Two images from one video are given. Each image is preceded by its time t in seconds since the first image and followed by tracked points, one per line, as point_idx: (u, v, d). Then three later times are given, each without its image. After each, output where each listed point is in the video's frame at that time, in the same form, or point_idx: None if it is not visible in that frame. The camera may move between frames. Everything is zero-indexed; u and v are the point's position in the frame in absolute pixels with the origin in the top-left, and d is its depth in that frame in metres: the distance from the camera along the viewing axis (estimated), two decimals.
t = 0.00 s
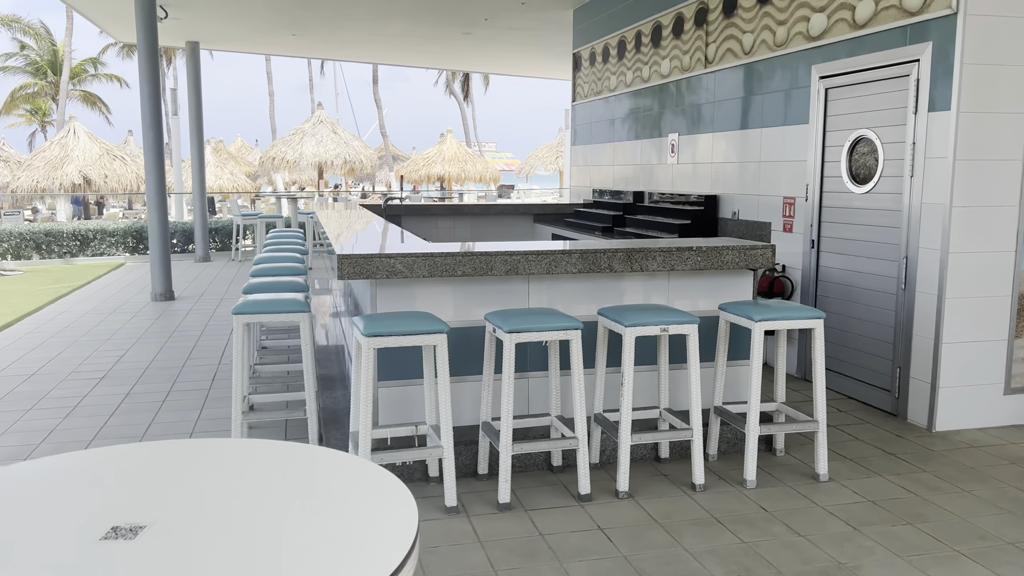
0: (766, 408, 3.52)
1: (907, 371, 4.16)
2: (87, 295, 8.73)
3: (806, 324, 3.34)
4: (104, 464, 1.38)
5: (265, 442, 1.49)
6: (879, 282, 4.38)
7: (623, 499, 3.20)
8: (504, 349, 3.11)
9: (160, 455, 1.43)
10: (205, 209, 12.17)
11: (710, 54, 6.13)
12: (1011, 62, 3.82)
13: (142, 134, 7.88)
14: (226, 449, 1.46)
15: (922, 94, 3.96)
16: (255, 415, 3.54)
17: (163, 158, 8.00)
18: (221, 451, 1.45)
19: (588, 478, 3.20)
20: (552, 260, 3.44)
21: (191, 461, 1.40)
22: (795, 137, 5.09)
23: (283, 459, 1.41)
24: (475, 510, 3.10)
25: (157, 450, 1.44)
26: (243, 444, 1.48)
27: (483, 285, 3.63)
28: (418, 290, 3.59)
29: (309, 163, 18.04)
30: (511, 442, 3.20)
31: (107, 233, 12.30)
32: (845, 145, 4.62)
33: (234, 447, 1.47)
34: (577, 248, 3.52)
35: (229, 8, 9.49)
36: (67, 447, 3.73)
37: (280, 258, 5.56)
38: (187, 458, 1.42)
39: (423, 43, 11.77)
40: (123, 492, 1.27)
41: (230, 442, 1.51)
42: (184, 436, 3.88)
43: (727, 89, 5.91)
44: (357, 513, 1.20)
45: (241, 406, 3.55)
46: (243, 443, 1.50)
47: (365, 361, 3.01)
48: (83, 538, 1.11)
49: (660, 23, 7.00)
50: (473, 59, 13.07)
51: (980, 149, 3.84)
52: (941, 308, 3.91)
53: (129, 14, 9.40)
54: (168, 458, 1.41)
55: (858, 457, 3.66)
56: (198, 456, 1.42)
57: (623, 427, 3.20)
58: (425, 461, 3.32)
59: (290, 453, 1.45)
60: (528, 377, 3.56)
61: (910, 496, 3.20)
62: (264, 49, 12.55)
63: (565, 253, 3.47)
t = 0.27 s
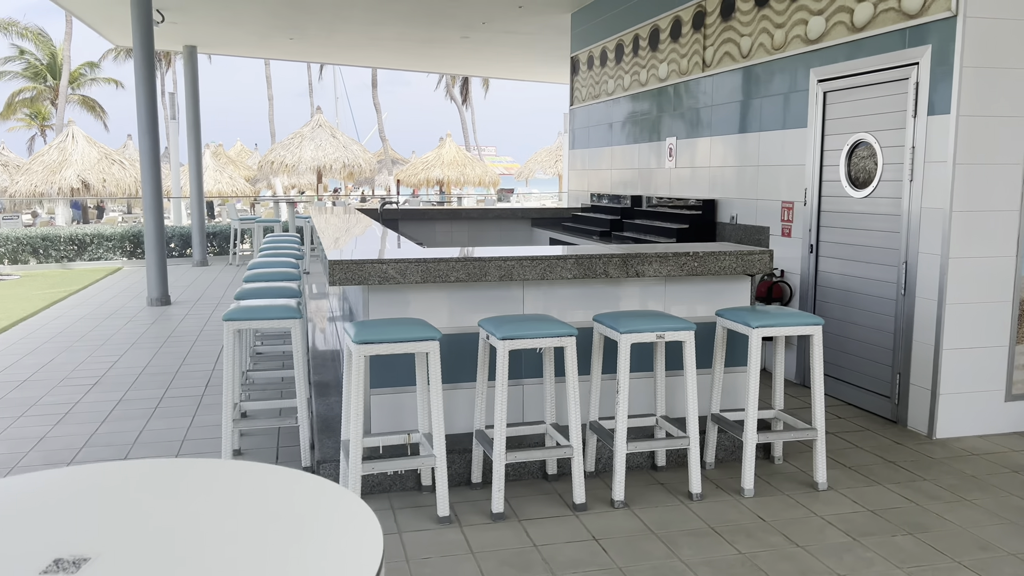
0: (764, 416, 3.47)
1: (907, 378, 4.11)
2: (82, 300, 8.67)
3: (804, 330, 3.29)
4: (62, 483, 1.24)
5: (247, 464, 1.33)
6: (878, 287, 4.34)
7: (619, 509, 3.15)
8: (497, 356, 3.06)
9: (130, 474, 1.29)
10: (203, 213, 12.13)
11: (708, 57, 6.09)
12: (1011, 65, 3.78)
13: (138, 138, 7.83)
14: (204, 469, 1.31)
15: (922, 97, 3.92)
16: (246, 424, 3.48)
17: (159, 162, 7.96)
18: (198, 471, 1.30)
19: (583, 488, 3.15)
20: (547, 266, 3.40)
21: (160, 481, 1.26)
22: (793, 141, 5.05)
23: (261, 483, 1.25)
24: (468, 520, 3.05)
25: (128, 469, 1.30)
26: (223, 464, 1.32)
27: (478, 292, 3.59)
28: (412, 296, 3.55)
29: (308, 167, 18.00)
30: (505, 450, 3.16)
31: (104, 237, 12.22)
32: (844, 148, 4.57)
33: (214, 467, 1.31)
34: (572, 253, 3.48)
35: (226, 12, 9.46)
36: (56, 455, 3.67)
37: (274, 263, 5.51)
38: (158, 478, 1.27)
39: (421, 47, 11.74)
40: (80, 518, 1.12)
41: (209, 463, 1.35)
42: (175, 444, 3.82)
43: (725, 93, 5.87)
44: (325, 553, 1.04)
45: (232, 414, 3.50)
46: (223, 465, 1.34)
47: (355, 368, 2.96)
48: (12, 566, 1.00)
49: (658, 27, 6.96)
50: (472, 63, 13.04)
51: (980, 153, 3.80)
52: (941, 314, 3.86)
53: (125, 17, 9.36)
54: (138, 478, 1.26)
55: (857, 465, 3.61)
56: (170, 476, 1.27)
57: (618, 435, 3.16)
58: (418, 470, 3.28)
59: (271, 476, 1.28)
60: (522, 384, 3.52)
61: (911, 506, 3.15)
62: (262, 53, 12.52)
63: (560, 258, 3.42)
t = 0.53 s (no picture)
0: (762, 421, 3.44)
1: (905, 382, 4.08)
2: (77, 304, 8.63)
3: (802, 334, 3.26)
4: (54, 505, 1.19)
5: (244, 484, 1.27)
6: (877, 289, 4.31)
7: (615, 516, 3.11)
8: (491, 361, 3.02)
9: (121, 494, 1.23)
10: (198, 217, 12.08)
11: (705, 59, 6.06)
12: (1009, 66, 3.76)
13: (132, 142, 7.79)
14: (198, 489, 1.25)
15: (919, 99, 3.90)
16: (237, 431, 3.44)
17: (153, 166, 7.92)
18: (181, 489, 1.25)
19: (579, 494, 3.11)
20: (541, 269, 3.36)
21: (139, 502, 1.20)
22: (790, 144, 5.02)
23: (244, 504, 1.20)
24: (462, 527, 3.01)
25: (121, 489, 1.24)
26: (207, 483, 1.27)
27: (472, 296, 3.55)
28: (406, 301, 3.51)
29: (304, 170, 17.96)
30: (500, 456, 3.12)
31: (99, 242, 12.18)
32: (841, 151, 4.55)
33: (210, 488, 1.25)
34: (568, 257, 3.45)
35: (222, 15, 9.43)
36: (45, 463, 3.62)
37: (269, 266, 5.48)
38: (149, 499, 1.21)
39: (418, 50, 11.72)
40: (58, 547, 1.06)
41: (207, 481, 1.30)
42: (166, 451, 3.78)
43: (722, 95, 5.85)
44: None
45: (224, 421, 3.46)
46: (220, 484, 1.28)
47: (347, 374, 2.92)
48: None
49: (654, 29, 6.94)
50: (469, 66, 13.02)
51: (978, 155, 3.77)
52: (940, 317, 3.83)
53: (120, 21, 9.33)
54: (130, 500, 1.21)
55: (855, 470, 3.58)
56: (162, 498, 1.21)
57: (614, 441, 3.12)
58: (411, 476, 3.24)
59: (268, 499, 1.23)
60: (517, 390, 3.48)
61: (910, 511, 3.12)
62: (258, 56, 12.49)
63: (555, 262, 3.39)
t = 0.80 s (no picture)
0: (762, 422, 3.41)
1: (905, 382, 4.06)
2: (71, 308, 8.57)
3: (803, 334, 3.23)
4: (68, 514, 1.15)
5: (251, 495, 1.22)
6: (876, 289, 4.29)
7: (615, 518, 3.08)
8: (490, 363, 2.99)
9: (132, 504, 1.19)
10: (193, 219, 12.01)
11: (701, 59, 6.04)
12: (1007, 65, 3.74)
13: (126, 144, 7.73)
14: (191, 501, 1.20)
15: (918, 97, 3.88)
16: (233, 435, 3.40)
17: (147, 169, 7.86)
18: (174, 500, 1.20)
19: (579, 497, 3.08)
20: (540, 270, 3.33)
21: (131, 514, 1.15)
22: (788, 143, 5.00)
23: (239, 516, 1.15)
24: (461, 531, 2.97)
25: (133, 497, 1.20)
26: (200, 494, 1.22)
27: (470, 297, 3.52)
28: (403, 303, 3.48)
29: (299, 172, 17.89)
30: (499, 459, 3.09)
31: (93, 245, 12.12)
32: (839, 150, 4.53)
33: (215, 499, 1.20)
34: (566, 258, 3.42)
35: (216, 17, 9.38)
36: (38, 468, 3.58)
37: (264, 269, 5.44)
38: (151, 512, 1.16)
39: (413, 52, 11.69)
40: (54, 560, 1.02)
41: (213, 491, 1.25)
42: (160, 455, 3.74)
43: (719, 95, 5.83)
44: None
45: (219, 424, 3.42)
46: (238, 495, 1.23)
47: (345, 377, 2.88)
48: None
49: (650, 29, 6.93)
50: (464, 67, 12.99)
51: (978, 153, 3.75)
52: (940, 317, 3.81)
53: (113, 23, 9.27)
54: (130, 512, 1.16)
55: (857, 470, 3.55)
56: (164, 510, 1.16)
57: (614, 443, 3.09)
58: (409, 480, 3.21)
59: (265, 509, 1.18)
60: (516, 392, 3.45)
61: (911, 512, 3.10)
62: (252, 58, 12.44)
63: (553, 263, 3.36)
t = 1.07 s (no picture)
0: (766, 423, 3.40)
1: (907, 382, 4.05)
2: (65, 312, 8.50)
3: (808, 335, 3.22)
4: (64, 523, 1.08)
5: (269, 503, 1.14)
6: (877, 289, 4.28)
7: (620, 521, 3.06)
8: (494, 365, 2.97)
9: (142, 512, 1.12)
10: (187, 222, 11.95)
11: (699, 60, 6.03)
12: (1008, 63, 3.74)
13: (120, 147, 7.68)
14: (205, 509, 1.12)
15: (919, 97, 3.87)
16: (233, 439, 3.37)
17: (142, 172, 7.81)
18: (186, 509, 1.12)
19: (584, 500, 3.06)
20: (542, 272, 3.31)
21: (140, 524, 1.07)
22: (787, 143, 4.99)
23: (258, 525, 1.08)
24: (465, 536, 2.95)
25: (141, 503, 1.13)
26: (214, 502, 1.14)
27: (472, 300, 3.49)
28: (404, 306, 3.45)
29: (293, 174, 17.82)
30: (503, 463, 3.06)
31: (86, 249, 12.04)
32: (839, 149, 4.52)
33: (231, 507, 1.13)
34: (569, 259, 3.40)
35: (210, 19, 9.32)
36: (35, 475, 3.53)
37: (261, 271, 5.40)
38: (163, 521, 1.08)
39: (408, 53, 11.66)
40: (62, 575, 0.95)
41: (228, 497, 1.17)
42: (159, 461, 3.70)
43: (716, 96, 5.82)
44: None
45: (220, 429, 3.38)
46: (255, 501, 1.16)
47: (348, 381, 2.85)
48: None
49: (647, 30, 6.91)
50: (459, 69, 12.96)
51: (979, 153, 3.75)
52: (942, 316, 3.80)
53: (106, 25, 9.20)
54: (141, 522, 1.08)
55: (860, 471, 3.54)
56: (177, 518, 1.09)
57: (619, 445, 3.07)
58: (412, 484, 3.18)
59: (285, 517, 1.10)
60: (519, 395, 3.43)
61: (918, 513, 3.08)
62: (246, 60, 12.38)
63: (556, 264, 3.34)
